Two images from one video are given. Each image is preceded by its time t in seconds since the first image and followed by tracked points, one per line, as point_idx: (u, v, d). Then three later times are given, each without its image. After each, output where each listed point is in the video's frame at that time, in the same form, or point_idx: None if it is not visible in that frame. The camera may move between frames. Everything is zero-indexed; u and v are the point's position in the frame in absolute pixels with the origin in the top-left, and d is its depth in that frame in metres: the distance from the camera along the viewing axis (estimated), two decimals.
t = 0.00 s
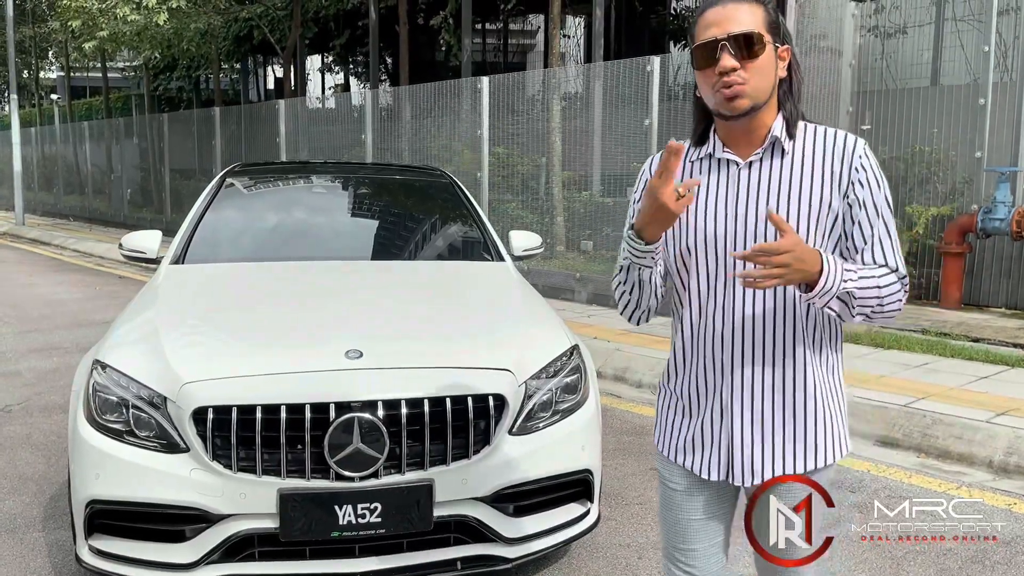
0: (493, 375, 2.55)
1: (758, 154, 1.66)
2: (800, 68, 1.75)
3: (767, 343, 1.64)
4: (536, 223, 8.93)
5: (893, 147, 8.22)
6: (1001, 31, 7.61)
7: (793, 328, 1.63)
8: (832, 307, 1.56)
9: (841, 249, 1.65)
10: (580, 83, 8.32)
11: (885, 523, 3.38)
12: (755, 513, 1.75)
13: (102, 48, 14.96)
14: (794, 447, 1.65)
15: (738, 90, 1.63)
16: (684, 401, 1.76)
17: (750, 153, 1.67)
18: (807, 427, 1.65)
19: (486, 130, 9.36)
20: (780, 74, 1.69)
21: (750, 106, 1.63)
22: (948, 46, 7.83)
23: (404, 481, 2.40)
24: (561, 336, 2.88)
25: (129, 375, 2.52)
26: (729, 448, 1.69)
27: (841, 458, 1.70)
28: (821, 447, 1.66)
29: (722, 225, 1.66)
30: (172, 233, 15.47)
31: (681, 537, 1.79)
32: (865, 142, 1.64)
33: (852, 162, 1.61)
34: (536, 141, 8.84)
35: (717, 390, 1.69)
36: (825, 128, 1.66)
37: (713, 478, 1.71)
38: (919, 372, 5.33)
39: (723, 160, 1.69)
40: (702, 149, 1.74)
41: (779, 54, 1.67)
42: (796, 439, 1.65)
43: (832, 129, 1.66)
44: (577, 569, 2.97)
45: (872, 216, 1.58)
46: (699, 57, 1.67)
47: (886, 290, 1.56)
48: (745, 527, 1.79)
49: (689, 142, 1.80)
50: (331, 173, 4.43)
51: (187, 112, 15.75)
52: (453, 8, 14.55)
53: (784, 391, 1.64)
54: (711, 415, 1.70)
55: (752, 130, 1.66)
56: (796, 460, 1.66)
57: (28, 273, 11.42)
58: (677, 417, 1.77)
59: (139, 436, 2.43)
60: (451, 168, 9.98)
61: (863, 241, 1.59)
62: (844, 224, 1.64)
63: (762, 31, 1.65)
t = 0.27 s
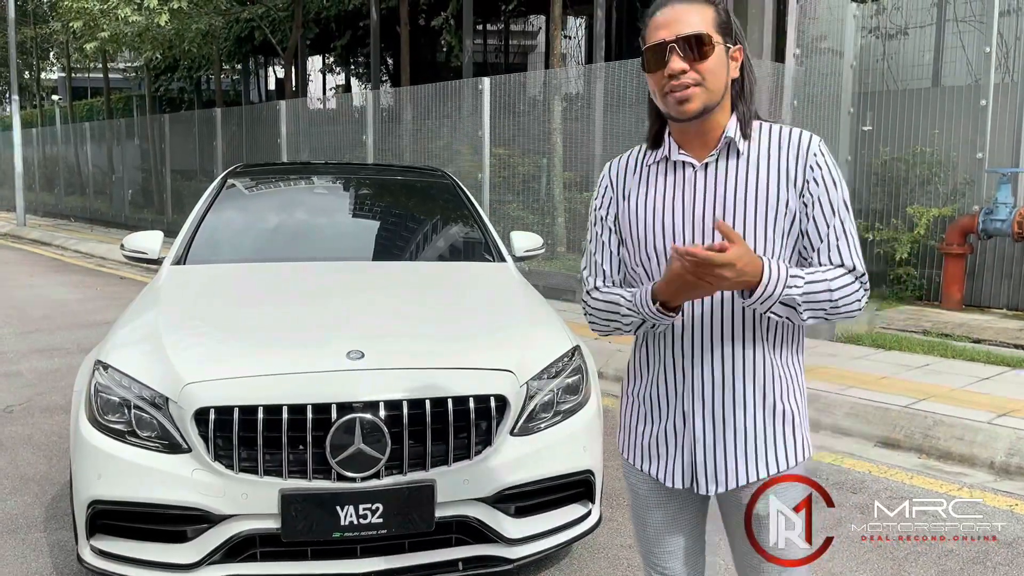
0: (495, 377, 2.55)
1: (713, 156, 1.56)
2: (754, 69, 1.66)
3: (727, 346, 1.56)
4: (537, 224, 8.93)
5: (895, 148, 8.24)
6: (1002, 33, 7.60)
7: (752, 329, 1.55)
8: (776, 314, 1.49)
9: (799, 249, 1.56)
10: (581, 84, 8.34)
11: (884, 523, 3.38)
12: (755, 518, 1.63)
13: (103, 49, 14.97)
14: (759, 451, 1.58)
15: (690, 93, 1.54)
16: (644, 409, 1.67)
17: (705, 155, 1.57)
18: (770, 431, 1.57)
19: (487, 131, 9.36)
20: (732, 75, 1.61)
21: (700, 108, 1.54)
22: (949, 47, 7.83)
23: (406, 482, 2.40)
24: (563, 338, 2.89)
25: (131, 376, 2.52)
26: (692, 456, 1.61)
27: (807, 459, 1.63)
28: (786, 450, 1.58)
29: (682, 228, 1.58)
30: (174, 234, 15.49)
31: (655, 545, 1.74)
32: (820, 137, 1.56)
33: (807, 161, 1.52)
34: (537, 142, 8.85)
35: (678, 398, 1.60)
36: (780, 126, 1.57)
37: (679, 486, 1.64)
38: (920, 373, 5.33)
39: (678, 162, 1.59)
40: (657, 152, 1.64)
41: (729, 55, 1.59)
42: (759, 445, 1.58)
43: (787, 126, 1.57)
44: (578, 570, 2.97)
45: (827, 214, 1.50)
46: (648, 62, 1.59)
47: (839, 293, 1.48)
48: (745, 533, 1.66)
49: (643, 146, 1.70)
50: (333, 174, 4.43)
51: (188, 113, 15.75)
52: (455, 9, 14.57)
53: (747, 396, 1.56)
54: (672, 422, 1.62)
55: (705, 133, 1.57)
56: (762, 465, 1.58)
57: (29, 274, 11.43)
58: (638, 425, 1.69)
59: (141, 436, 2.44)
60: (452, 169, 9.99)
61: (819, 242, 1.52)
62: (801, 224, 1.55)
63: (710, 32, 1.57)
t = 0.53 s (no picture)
0: (496, 378, 2.55)
1: (688, 159, 1.56)
2: (729, 73, 1.67)
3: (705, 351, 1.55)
4: (538, 225, 8.94)
5: (897, 149, 8.25)
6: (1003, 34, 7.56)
7: (730, 332, 1.54)
8: (757, 315, 1.49)
9: (775, 251, 1.57)
10: (582, 85, 8.35)
11: (884, 523, 3.39)
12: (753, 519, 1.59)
13: (106, 51, 15.00)
14: (740, 454, 1.57)
15: (665, 96, 1.54)
16: (622, 413, 1.66)
17: (681, 159, 1.57)
18: (751, 432, 1.56)
19: (489, 132, 9.37)
20: (707, 78, 1.61)
21: (676, 112, 1.54)
22: (950, 49, 7.83)
23: (408, 483, 2.41)
24: (564, 339, 2.89)
25: (133, 377, 2.53)
26: (674, 462, 1.60)
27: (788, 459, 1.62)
28: (766, 451, 1.58)
29: (658, 231, 1.57)
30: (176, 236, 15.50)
31: (643, 553, 1.74)
32: (795, 140, 1.56)
33: (784, 164, 1.53)
34: (538, 143, 8.86)
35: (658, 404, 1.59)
36: (756, 130, 1.58)
37: (662, 493, 1.62)
38: (922, 374, 5.33)
39: (654, 166, 1.58)
40: (631, 154, 1.62)
41: (705, 58, 1.59)
42: (740, 447, 1.57)
43: (762, 129, 1.57)
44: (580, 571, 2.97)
45: (804, 217, 1.52)
46: (625, 65, 1.58)
47: (818, 295, 1.49)
48: (745, 537, 1.61)
49: (615, 148, 1.69)
50: (334, 175, 4.44)
51: (190, 114, 15.77)
52: (456, 11, 14.58)
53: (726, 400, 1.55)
54: (651, 426, 1.61)
55: (681, 136, 1.56)
56: (743, 468, 1.57)
57: (30, 275, 11.44)
58: (617, 430, 1.68)
59: (143, 437, 2.45)
60: (454, 170, 9.99)
61: (795, 243, 1.53)
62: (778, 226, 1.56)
63: (686, 36, 1.56)
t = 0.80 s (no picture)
0: (498, 380, 2.56)
1: (681, 161, 1.56)
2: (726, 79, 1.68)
3: (692, 356, 1.55)
4: (539, 227, 8.94)
5: (898, 150, 8.25)
6: (1004, 36, 7.55)
7: (718, 335, 1.54)
8: (753, 313, 1.48)
9: (768, 253, 1.57)
10: (583, 87, 8.36)
11: (884, 523, 3.41)
12: (754, 523, 1.60)
13: (107, 53, 15.02)
14: (728, 459, 1.56)
15: (661, 98, 1.55)
16: (613, 416, 1.67)
17: (673, 161, 1.58)
18: (739, 436, 1.56)
19: (490, 134, 9.38)
20: (703, 82, 1.61)
21: (673, 112, 1.55)
22: (951, 50, 7.84)
23: (410, 484, 2.42)
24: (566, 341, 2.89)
25: (137, 379, 2.54)
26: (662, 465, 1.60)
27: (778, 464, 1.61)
28: (755, 456, 1.57)
29: (648, 233, 1.58)
30: (177, 237, 15.52)
31: (638, 556, 1.75)
32: (788, 144, 1.56)
33: (777, 166, 1.53)
34: (539, 145, 8.87)
35: (646, 407, 1.60)
36: (750, 134, 1.58)
37: (651, 497, 1.63)
38: (922, 376, 5.34)
39: (648, 165, 1.59)
40: (625, 156, 1.63)
41: (701, 63, 1.60)
42: (728, 451, 1.56)
43: (757, 134, 1.57)
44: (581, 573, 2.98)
45: (796, 220, 1.51)
46: (622, 64, 1.59)
47: (811, 298, 1.48)
48: (747, 542, 1.61)
49: (611, 151, 1.70)
50: (336, 177, 4.45)
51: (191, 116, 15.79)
52: (457, 13, 14.61)
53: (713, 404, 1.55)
54: (639, 429, 1.62)
55: (675, 137, 1.57)
56: (731, 473, 1.57)
57: (32, 277, 11.45)
58: (608, 433, 1.69)
59: (147, 439, 2.45)
60: (455, 172, 10.00)
61: (789, 246, 1.52)
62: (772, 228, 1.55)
63: (684, 38, 1.58)
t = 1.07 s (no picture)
0: (500, 381, 2.57)
1: (686, 162, 1.57)
2: (732, 85, 1.68)
3: (692, 355, 1.55)
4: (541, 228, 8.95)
5: (899, 152, 8.25)
6: (1005, 37, 7.53)
7: (720, 334, 1.55)
8: (764, 288, 1.46)
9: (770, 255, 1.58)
10: (584, 89, 8.36)
11: (884, 523, 3.42)
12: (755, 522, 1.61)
13: (109, 55, 15.05)
14: (724, 460, 1.57)
15: (670, 103, 1.55)
16: (612, 417, 1.67)
17: (678, 162, 1.59)
18: (739, 437, 1.57)
19: (492, 136, 9.38)
20: (710, 88, 1.62)
21: (679, 119, 1.55)
22: (952, 52, 7.84)
23: (412, 485, 2.42)
24: (567, 343, 2.90)
25: (139, 380, 2.54)
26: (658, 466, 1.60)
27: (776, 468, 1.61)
28: (754, 456, 1.57)
29: (649, 232, 1.57)
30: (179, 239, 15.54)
31: (637, 560, 1.75)
32: (790, 150, 1.58)
33: (781, 170, 1.55)
34: (540, 147, 8.87)
35: (646, 407, 1.60)
36: (753, 139, 1.59)
37: (647, 498, 1.62)
38: (924, 377, 5.34)
39: (650, 167, 1.60)
40: (628, 157, 1.64)
41: (710, 69, 1.61)
42: (728, 451, 1.57)
43: (760, 139, 1.59)
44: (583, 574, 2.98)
45: (800, 223, 1.53)
46: (632, 67, 1.58)
47: (816, 295, 1.48)
48: (747, 542, 1.62)
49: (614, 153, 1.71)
50: (337, 179, 4.45)
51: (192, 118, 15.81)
52: (458, 15, 14.62)
53: (711, 405, 1.56)
54: (638, 429, 1.61)
55: (680, 142, 1.58)
56: (727, 474, 1.57)
57: (34, 279, 11.46)
58: (607, 434, 1.69)
59: (150, 440, 2.46)
60: (456, 174, 10.01)
61: (792, 247, 1.53)
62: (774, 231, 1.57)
63: (694, 45, 1.58)
